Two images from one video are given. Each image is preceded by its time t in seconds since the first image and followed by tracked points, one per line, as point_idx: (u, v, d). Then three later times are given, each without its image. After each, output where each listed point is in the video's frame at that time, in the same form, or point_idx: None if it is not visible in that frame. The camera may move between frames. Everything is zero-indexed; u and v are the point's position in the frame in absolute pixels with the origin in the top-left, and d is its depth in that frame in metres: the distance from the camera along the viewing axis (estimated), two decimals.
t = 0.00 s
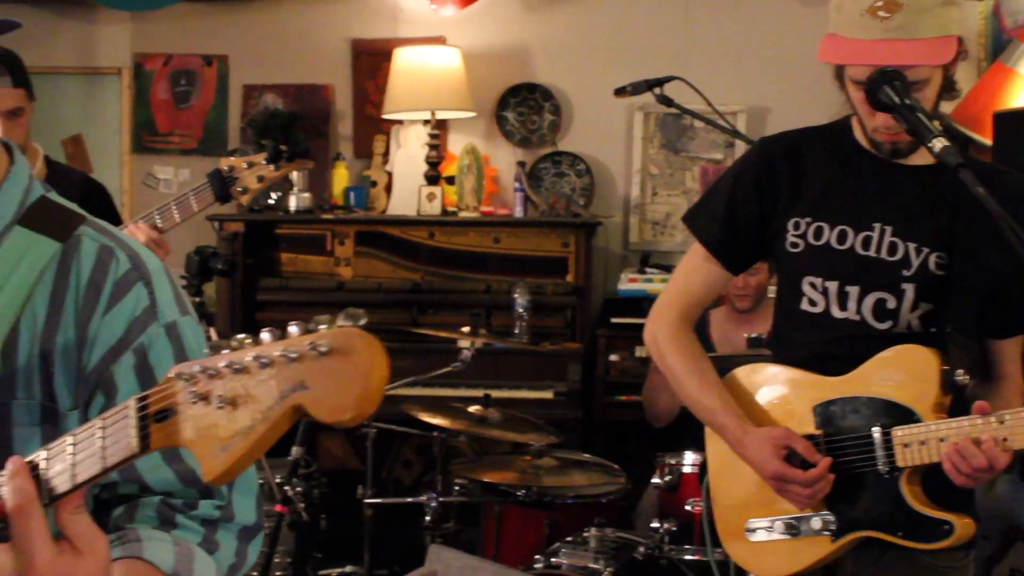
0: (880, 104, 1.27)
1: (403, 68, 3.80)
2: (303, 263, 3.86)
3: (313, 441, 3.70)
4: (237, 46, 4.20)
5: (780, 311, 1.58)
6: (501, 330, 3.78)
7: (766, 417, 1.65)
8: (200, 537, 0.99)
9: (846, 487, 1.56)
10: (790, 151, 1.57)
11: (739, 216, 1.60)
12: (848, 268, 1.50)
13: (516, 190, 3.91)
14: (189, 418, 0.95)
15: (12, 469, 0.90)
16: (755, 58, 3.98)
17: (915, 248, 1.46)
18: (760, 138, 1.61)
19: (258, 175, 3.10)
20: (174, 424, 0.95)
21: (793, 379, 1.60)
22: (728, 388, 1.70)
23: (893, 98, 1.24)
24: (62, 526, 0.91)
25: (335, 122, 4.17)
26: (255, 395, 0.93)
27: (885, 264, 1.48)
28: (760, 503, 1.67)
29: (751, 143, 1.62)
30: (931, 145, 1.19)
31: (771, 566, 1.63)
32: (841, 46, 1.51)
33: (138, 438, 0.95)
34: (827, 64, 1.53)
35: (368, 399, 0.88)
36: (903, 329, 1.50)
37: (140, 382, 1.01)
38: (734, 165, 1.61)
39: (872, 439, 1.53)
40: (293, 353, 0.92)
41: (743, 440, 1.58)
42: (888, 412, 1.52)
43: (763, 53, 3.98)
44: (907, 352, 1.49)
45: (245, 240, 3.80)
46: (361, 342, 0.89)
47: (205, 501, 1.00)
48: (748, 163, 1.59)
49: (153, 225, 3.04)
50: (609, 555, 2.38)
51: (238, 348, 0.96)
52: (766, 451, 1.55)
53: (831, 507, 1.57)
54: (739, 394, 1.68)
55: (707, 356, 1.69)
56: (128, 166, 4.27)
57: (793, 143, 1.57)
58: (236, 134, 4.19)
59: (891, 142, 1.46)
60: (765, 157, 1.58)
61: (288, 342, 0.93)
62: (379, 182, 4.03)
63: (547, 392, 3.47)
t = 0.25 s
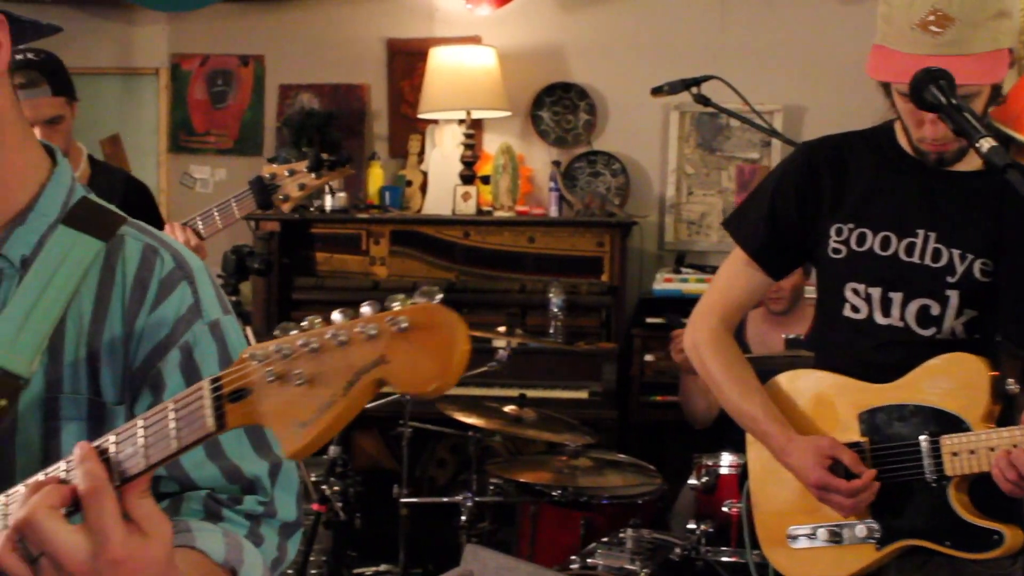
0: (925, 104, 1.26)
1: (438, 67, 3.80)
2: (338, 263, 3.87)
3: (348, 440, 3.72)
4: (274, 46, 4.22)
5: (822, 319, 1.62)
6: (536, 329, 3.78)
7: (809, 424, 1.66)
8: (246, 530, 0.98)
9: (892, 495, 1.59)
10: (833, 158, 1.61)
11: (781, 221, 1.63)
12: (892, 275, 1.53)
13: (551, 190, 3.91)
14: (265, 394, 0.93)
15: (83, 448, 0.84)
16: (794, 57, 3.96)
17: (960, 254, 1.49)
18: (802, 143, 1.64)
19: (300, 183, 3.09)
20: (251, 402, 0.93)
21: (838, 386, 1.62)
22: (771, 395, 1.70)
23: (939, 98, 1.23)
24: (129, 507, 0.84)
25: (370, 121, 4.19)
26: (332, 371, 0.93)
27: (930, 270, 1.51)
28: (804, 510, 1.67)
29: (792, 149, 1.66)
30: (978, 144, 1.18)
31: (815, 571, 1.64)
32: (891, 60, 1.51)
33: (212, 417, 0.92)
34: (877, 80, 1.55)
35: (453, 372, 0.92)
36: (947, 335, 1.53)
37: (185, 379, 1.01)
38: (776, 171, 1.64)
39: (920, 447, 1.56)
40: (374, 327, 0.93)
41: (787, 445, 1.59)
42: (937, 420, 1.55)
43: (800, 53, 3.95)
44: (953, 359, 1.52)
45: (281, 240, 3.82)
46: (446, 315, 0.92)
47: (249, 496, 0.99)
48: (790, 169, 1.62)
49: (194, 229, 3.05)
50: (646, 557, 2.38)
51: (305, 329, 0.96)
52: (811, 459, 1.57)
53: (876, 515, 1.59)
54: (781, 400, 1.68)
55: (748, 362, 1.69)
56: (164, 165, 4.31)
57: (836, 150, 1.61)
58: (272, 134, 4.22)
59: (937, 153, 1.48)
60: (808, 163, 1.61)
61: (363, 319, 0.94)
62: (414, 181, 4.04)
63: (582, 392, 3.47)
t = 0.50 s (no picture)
0: (973, 103, 1.25)
1: (475, 66, 3.80)
2: (376, 262, 3.88)
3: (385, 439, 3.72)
4: (311, 46, 4.23)
5: (869, 318, 1.62)
6: (573, 329, 3.78)
7: (853, 424, 1.65)
8: (291, 527, 0.98)
9: (939, 495, 1.58)
10: (880, 152, 1.61)
11: (826, 217, 1.64)
12: (940, 272, 1.53)
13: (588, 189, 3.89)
14: (333, 385, 0.97)
15: (143, 442, 0.87)
16: (834, 55, 3.92)
17: (1010, 251, 1.49)
18: (849, 138, 1.65)
19: (343, 185, 3.10)
20: (316, 392, 0.97)
21: (884, 384, 1.62)
22: (814, 392, 1.69)
23: (988, 98, 1.22)
24: (188, 500, 0.85)
25: (407, 122, 4.19)
26: (402, 359, 0.98)
27: (979, 267, 1.51)
28: (848, 509, 1.66)
29: (835, 146, 1.67)
30: None
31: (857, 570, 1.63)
32: (940, 50, 1.52)
33: (279, 408, 0.95)
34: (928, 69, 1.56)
35: (522, 357, 0.96)
36: (996, 333, 1.52)
37: (229, 377, 1.01)
38: (821, 166, 1.65)
39: (969, 447, 1.55)
40: (443, 316, 0.97)
41: (833, 446, 1.58)
42: (983, 421, 1.55)
43: (841, 51, 3.92)
44: (1002, 358, 1.52)
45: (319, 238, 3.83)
46: (514, 301, 0.96)
47: (292, 495, 1.00)
48: (836, 163, 1.63)
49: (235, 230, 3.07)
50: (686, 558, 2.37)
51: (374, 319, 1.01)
52: (855, 459, 1.56)
53: (923, 516, 1.59)
54: (826, 398, 1.68)
55: (792, 360, 1.69)
56: (203, 166, 4.34)
57: (882, 145, 1.62)
58: (310, 134, 4.24)
59: (988, 145, 1.49)
60: (854, 158, 1.62)
61: (433, 308, 0.98)
62: (452, 180, 4.05)
63: (617, 391, 3.46)
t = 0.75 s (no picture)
0: (1012, 103, 1.25)
1: (506, 67, 3.80)
2: (406, 263, 3.88)
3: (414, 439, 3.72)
4: (342, 47, 4.25)
5: (904, 323, 1.61)
6: (602, 330, 3.78)
7: (887, 431, 1.64)
8: (323, 531, 0.98)
9: (972, 507, 1.57)
10: (916, 160, 1.60)
11: (861, 224, 1.63)
12: (976, 282, 1.53)
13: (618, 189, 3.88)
14: (375, 381, 0.99)
15: (183, 443, 0.87)
16: (867, 55, 3.89)
17: None
18: (884, 144, 1.65)
19: (372, 186, 3.10)
20: (359, 388, 0.98)
21: (918, 394, 1.61)
22: (848, 398, 1.68)
23: None
24: (226, 501, 0.86)
25: (437, 122, 4.19)
26: (447, 353, 1.00)
27: (1015, 279, 1.51)
28: (880, 518, 1.64)
29: (870, 152, 1.66)
30: None
31: None
32: (980, 69, 1.52)
33: (320, 404, 0.95)
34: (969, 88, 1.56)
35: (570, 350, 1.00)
36: None
37: (262, 382, 1.01)
38: (857, 172, 1.64)
39: (1003, 461, 1.55)
40: (489, 311, 1.00)
41: (866, 454, 1.57)
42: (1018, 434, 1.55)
43: (874, 51, 3.89)
44: None
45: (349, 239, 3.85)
46: (561, 296, 1.00)
47: (324, 499, 1.00)
48: (872, 170, 1.62)
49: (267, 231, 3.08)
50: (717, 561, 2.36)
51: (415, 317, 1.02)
52: (889, 468, 1.55)
53: (956, 527, 1.58)
54: (859, 405, 1.66)
55: (826, 366, 1.68)
56: (234, 166, 4.36)
57: (918, 154, 1.61)
58: (340, 135, 4.25)
59: None
60: (890, 165, 1.61)
61: (478, 303, 1.01)
62: (480, 181, 4.06)
63: (648, 394, 3.46)
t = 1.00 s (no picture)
0: None
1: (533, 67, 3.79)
2: (432, 263, 3.88)
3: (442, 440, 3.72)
4: (369, 48, 4.25)
5: (934, 323, 1.60)
6: (630, 331, 3.78)
7: (920, 434, 1.63)
8: (352, 529, 0.98)
9: (1008, 508, 1.56)
10: (947, 159, 1.59)
11: (891, 224, 1.62)
12: (1011, 281, 1.51)
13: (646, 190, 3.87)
14: (403, 359, 0.98)
15: (207, 427, 0.87)
16: (896, 53, 3.87)
17: None
18: (914, 143, 1.63)
19: (398, 186, 3.10)
20: (385, 369, 0.97)
21: (951, 395, 1.60)
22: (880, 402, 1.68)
23: None
24: (251, 483, 0.86)
25: (464, 123, 4.19)
26: (475, 329, 0.99)
27: None
28: (913, 521, 1.63)
29: (901, 151, 1.65)
30: None
31: None
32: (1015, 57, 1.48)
33: (348, 385, 0.95)
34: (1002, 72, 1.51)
35: (599, 321, 0.94)
36: None
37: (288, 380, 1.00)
38: (887, 171, 1.63)
39: None
40: (515, 284, 0.98)
41: (899, 456, 1.56)
42: None
43: (903, 49, 3.86)
44: None
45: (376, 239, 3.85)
46: (587, 264, 0.96)
47: (352, 499, 1.00)
48: (903, 168, 1.61)
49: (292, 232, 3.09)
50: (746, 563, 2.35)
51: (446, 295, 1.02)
52: (923, 470, 1.54)
53: (993, 530, 1.57)
54: (891, 408, 1.66)
55: (856, 367, 1.67)
56: (262, 167, 4.37)
57: (950, 153, 1.59)
58: (367, 136, 4.25)
59: None
60: (921, 163, 1.60)
61: (506, 277, 0.99)
62: (508, 181, 4.04)
63: (675, 395, 3.44)
